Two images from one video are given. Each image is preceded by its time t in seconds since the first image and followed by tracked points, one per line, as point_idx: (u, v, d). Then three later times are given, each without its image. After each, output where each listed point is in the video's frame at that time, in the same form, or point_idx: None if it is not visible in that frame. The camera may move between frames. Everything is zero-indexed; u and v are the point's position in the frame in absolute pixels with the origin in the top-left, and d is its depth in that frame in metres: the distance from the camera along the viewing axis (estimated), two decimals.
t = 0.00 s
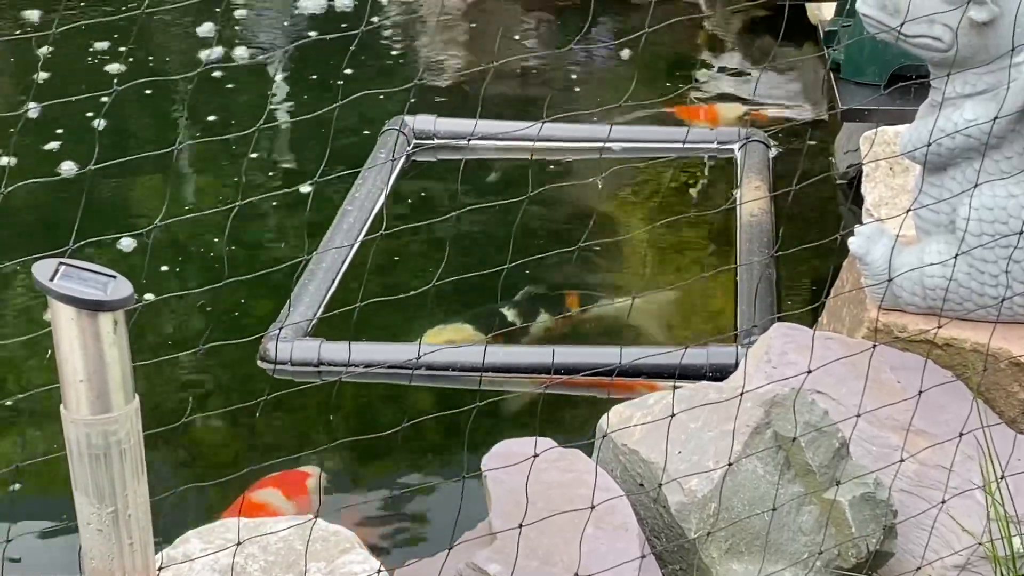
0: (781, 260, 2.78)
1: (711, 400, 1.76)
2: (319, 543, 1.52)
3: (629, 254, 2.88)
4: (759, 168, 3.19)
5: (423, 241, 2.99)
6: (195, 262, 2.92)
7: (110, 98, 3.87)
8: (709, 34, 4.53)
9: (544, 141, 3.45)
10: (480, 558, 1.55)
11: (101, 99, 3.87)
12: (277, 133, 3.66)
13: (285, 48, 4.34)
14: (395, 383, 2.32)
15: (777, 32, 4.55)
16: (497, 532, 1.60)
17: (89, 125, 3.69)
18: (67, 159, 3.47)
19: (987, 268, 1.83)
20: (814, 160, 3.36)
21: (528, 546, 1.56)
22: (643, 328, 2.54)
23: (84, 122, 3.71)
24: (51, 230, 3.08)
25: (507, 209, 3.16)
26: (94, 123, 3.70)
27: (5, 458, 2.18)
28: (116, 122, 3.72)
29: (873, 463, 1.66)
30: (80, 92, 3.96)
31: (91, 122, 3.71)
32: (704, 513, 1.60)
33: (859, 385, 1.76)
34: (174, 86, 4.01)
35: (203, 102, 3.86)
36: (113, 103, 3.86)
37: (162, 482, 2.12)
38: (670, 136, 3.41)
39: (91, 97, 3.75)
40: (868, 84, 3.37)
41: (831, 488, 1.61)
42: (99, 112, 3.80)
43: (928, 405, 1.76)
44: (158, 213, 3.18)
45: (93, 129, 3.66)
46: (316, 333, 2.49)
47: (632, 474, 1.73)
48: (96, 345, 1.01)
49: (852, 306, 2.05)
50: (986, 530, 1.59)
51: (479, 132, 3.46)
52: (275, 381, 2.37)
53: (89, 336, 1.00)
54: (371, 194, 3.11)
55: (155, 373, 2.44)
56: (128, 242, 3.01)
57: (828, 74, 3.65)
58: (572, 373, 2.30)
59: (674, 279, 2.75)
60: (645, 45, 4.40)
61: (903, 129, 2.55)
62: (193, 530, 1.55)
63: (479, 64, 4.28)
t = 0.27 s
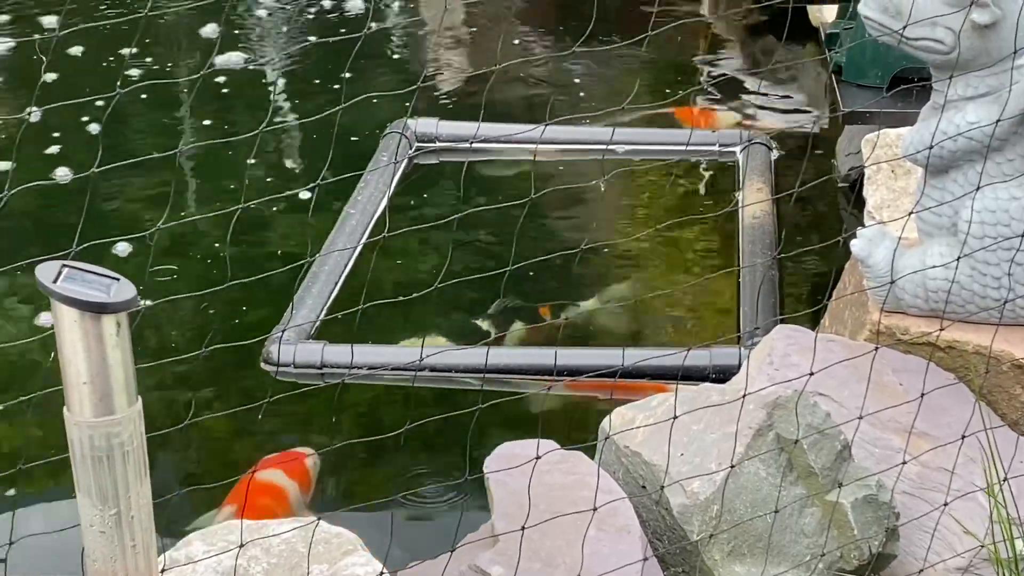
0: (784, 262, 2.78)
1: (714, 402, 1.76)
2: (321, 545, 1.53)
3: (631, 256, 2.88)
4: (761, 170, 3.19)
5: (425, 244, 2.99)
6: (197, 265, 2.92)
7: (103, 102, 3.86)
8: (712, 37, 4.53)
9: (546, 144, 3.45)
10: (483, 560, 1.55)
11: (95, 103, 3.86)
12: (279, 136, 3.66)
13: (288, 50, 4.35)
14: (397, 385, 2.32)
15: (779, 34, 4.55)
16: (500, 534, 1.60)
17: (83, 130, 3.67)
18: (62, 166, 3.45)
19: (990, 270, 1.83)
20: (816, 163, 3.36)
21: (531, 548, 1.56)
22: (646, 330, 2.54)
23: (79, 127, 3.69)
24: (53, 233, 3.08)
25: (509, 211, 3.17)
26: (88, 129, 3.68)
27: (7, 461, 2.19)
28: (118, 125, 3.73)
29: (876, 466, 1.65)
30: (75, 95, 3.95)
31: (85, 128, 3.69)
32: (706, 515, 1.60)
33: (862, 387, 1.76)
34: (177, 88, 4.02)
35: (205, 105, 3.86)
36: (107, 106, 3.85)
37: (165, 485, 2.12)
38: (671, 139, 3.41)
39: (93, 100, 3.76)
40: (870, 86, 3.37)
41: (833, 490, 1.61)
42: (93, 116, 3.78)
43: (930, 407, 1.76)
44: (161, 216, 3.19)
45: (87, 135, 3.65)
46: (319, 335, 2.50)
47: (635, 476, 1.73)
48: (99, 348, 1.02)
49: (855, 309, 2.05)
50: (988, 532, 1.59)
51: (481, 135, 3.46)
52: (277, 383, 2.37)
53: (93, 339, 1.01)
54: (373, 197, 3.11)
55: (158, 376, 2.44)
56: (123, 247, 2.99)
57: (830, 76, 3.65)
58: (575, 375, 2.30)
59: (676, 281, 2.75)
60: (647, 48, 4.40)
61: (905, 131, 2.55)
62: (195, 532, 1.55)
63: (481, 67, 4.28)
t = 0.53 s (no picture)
0: (785, 263, 2.78)
1: (714, 404, 1.76)
2: (322, 546, 1.53)
3: (632, 258, 2.88)
4: (762, 172, 3.19)
5: (426, 246, 3.00)
6: (198, 267, 2.92)
7: (96, 104, 3.85)
8: (713, 39, 4.53)
9: (547, 145, 3.45)
10: (483, 562, 1.55)
11: (87, 105, 3.85)
12: (280, 137, 3.66)
13: (289, 52, 4.35)
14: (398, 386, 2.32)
15: (780, 36, 4.55)
16: (501, 535, 1.60)
17: (77, 134, 3.66)
18: (56, 171, 3.43)
19: (990, 272, 1.83)
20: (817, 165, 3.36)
21: (531, 549, 1.56)
22: (647, 332, 2.54)
23: (74, 131, 3.69)
24: (55, 235, 3.09)
25: (510, 213, 3.17)
26: (83, 133, 3.67)
27: (9, 462, 2.19)
28: (119, 127, 3.73)
29: (876, 467, 1.66)
30: (71, 99, 3.95)
31: (79, 132, 3.68)
32: (706, 517, 1.60)
33: (862, 389, 1.76)
34: (178, 90, 4.02)
35: (206, 107, 3.87)
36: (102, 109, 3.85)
37: (166, 487, 2.13)
38: (672, 140, 3.41)
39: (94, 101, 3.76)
40: (872, 88, 3.37)
41: (834, 491, 1.61)
42: (86, 119, 3.77)
43: (931, 409, 1.75)
44: (162, 218, 3.19)
45: (81, 138, 3.64)
46: (320, 337, 2.51)
47: (635, 478, 1.73)
48: (100, 349, 1.02)
49: (856, 310, 2.05)
50: (989, 533, 1.59)
51: (482, 136, 3.46)
52: (279, 385, 2.37)
53: (93, 340, 1.01)
54: (374, 199, 3.11)
55: (159, 378, 2.45)
56: (118, 251, 2.98)
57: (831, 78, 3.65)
58: (575, 377, 2.30)
59: (678, 283, 2.75)
60: (648, 50, 4.40)
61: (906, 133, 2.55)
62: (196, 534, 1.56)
63: (482, 69, 4.28)
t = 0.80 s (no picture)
0: (785, 265, 2.78)
1: (714, 405, 1.76)
2: (322, 548, 1.53)
3: (632, 259, 2.88)
4: (762, 173, 3.19)
5: (425, 247, 3.00)
6: (198, 268, 2.92)
7: (90, 107, 3.84)
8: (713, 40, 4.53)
9: (547, 147, 3.45)
10: (483, 563, 1.55)
11: (80, 108, 3.85)
12: (280, 139, 3.67)
13: (289, 53, 4.35)
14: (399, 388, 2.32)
15: (780, 37, 4.55)
16: (500, 537, 1.60)
17: (71, 137, 3.65)
18: (52, 175, 3.42)
19: (990, 273, 1.83)
20: (817, 166, 3.36)
21: (531, 551, 1.56)
22: (646, 333, 2.54)
23: (67, 134, 3.67)
24: (56, 237, 3.09)
25: (510, 214, 3.17)
26: (76, 135, 3.66)
27: (9, 464, 2.19)
28: (119, 128, 3.73)
29: (876, 469, 1.67)
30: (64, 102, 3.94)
31: (72, 134, 3.67)
32: (706, 518, 1.60)
33: (862, 390, 1.76)
34: (177, 91, 4.02)
35: (206, 108, 3.87)
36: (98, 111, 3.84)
37: (166, 489, 2.13)
38: (673, 142, 3.41)
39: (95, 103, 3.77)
40: (872, 89, 3.37)
41: (834, 493, 1.61)
42: (79, 122, 3.76)
43: (930, 411, 1.76)
44: (162, 219, 3.19)
45: (74, 141, 3.62)
46: (320, 338, 2.51)
47: (635, 480, 1.73)
48: (99, 351, 1.02)
49: (856, 312, 2.05)
50: (988, 535, 1.59)
51: (482, 137, 3.46)
52: (279, 386, 2.37)
53: (93, 343, 1.01)
54: (375, 200, 3.11)
55: (159, 379, 2.45)
56: (111, 254, 2.99)
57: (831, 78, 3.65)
58: (576, 379, 2.30)
59: (677, 284, 2.76)
60: (648, 51, 4.41)
61: (906, 134, 2.55)
62: (196, 535, 1.56)
63: (482, 70, 4.28)
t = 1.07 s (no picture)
0: (785, 264, 2.78)
1: (713, 405, 1.76)
2: (321, 548, 1.53)
3: (632, 259, 2.89)
4: (763, 172, 3.19)
5: (425, 247, 3.00)
6: (198, 268, 2.92)
7: (84, 108, 3.84)
8: (712, 40, 4.53)
9: (546, 146, 3.45)
10: (483, 563, 1.55)
11: (74, 108, 3.84)
12: (279, 139, 3.67)
13: (288, 53, 4.36)
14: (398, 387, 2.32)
15: (780, 37, 4.55)
16: (500, 536, 1.60)
17: (65, 138, 3.64)
18: (50, 175, 3.42)
19: (990, 273, 1.83)
20: (817, 166, 3.36)
21: (531, 550, 1.56)
22: (646, 332, 2.54)
23: (61, 135, 3.66)
24: (55, 238, 3.09)
25: (510, 214, 3.17)
26: (70, 137, 3.65)
27: (9, 463, 2.19)
28: (119, 128, 3.74)
29: (875, 468, 1.67)
30: (57, 104, 3.93)
31: (66, 136, 3.66)
32: (705, 518, 1.60)
33: (861, 389, 1.76)
34: (177, 91, 4.02)
35: (206, 108, 3.87)
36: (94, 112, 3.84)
37: (166, 488, 2.13)
38: (672, 141, 3.41)
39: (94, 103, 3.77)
40: (871, 88, 3.37)
41: (833, 493, 1.61)
42: (72, 124, 3.75)
43: (930, 410, 1.76)
44: (162, 219, 3.19)
45: (68, 142, 3.61)
46: (320, 338, 2.51)
47: (635, 479, 1.73)
48: (98, 351, 1.02)
49: (855, 311, 2.05)
50: (988, 535, 1.59)
51: (482, 137, 3.46)
52: (279, 386, 2.37)
53: (92, 343, 1.01)
54: (374, 200, 3.11)
55: (159, 379, 2.45)
56: (107, 255, 2.99)
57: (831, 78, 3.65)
58: (575, 378, 2.30)
59: (677, 283, 2.76)
60: (648, 51, 4.41)
61: (906, 134, 2.55)
62: (195, 535, 1.56)
63: (482, 70, 4.29)
